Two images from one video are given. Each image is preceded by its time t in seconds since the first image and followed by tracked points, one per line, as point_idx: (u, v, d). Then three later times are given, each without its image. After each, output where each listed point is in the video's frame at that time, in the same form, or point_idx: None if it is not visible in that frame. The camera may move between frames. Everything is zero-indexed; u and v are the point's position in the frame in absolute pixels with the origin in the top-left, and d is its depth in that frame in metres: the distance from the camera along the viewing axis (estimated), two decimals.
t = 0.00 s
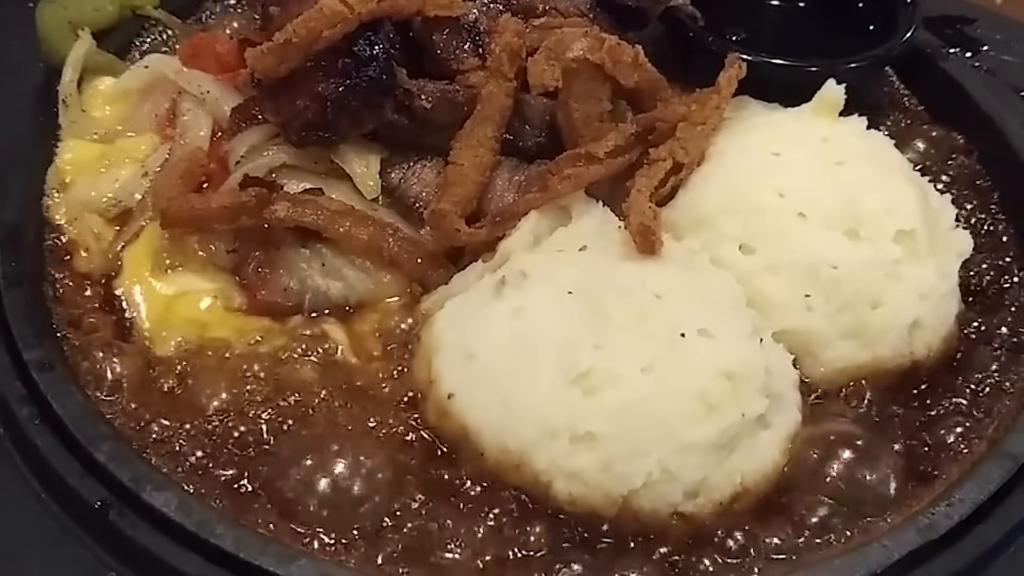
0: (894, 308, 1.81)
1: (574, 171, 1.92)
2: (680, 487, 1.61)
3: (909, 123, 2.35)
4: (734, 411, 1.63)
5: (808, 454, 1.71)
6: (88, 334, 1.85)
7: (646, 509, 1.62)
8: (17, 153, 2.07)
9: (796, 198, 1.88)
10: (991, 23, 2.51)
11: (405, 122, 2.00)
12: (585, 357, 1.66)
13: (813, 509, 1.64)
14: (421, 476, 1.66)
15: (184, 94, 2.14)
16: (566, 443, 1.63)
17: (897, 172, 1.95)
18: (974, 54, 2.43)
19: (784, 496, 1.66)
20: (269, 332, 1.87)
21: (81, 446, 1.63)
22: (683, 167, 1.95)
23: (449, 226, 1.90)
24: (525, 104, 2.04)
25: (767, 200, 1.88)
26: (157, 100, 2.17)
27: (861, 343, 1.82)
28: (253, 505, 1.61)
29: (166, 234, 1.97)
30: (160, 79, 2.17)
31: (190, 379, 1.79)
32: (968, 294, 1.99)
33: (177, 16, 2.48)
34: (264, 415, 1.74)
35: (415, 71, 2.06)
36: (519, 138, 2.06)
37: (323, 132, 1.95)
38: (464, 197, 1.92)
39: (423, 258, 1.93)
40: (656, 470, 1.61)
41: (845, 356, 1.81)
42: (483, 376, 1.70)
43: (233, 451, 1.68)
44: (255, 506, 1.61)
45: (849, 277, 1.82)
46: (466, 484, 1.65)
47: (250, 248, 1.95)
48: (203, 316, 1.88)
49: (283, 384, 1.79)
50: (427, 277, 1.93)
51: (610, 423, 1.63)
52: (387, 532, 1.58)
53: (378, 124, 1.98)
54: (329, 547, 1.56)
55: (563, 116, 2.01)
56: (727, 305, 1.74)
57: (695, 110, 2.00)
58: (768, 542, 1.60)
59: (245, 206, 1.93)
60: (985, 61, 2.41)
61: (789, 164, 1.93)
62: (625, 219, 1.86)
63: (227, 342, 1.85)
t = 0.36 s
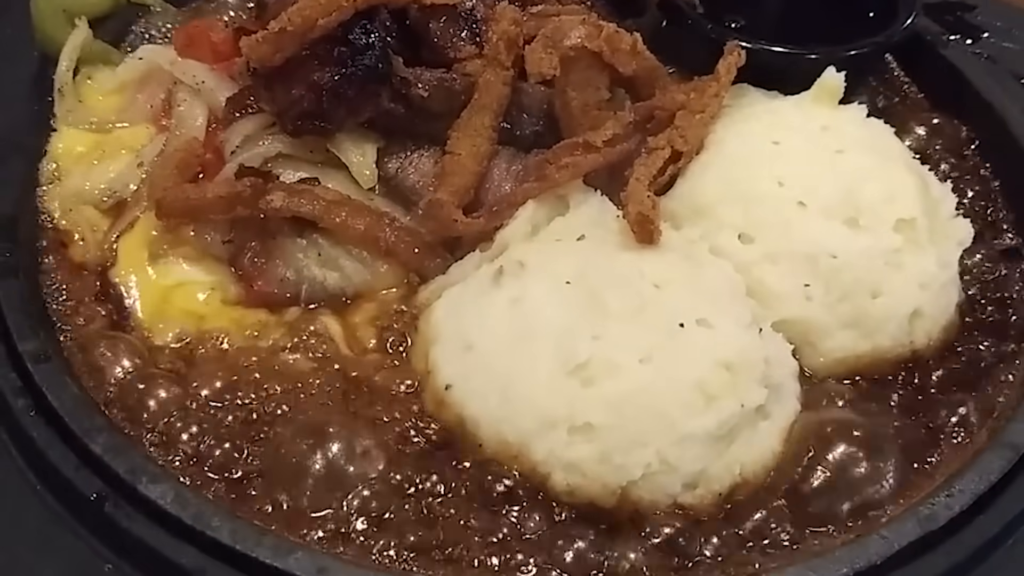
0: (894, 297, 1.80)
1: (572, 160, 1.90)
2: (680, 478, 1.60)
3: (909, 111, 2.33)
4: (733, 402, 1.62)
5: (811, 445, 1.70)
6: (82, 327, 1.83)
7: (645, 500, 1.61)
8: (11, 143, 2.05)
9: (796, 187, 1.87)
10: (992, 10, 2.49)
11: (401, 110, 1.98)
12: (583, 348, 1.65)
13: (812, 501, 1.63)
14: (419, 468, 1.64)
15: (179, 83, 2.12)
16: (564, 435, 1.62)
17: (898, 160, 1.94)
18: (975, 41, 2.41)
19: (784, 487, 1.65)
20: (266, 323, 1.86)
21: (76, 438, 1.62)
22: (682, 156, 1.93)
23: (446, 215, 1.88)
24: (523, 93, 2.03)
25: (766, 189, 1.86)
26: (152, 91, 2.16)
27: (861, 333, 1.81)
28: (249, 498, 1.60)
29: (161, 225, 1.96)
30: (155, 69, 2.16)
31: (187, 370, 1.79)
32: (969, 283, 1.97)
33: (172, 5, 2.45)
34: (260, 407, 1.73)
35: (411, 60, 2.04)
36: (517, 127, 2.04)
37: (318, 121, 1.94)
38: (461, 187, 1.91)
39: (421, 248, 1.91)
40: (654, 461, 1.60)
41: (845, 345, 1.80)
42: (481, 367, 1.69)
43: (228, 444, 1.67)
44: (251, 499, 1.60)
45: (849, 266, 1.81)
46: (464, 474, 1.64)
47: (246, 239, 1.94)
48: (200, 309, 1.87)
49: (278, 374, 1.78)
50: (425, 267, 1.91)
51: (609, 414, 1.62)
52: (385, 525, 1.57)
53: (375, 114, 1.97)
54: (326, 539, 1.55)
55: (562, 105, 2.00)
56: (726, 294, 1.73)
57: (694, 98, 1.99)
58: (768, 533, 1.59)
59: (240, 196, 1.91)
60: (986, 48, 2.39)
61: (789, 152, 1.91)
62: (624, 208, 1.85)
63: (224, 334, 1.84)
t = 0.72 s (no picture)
0: (897, 288, 1.79)
1: (572, 151, 1.89)
2: (681, 471, 1.59)
3: (911, 101, 2.32)
4: (735, 394, 1.62)
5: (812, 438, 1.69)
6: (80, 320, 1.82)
7: (646, 493, 1.60)
8: (10, 138, 2.04)
9: (798, 178, 1.85)
10: None
11: (400, 101, 1.97)
12: (584, 341, 1.64)
13: (814, 495, 1.62)
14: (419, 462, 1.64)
15: (177, 74, 2.11)
16: (565, 428, 1.61)
17: (900, 151, 1.93)
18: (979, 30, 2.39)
19: (786, 479, 1.64)
20: (264, 315, 1.85)
21: (74, 431, 1.61)
22: (683, 147, 1.92)
23: (445, 207, 1.87)
24: (523, 84, 2.01)
25: (768, 180, 1.85)
26: (150, 81, 2.14)
27: (863, 325, 1.80)
28: (248, 492, 1.59)
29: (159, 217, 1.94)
30: (153, 59, 2.14)
31: (186, 362, 1.77)
32: (972, 275, 1.96)
33: None
34: (259, 399, 1.72)
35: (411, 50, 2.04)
36: (517, 118, 2.03)
37: (318, 113, 1.93)
38: (460, 178, 1.90)
39: (420, 240, 1.90)
40: (656, 453, 1.59)
41: (847, 337, 1.79)
42: (481, 360, 1.68)
43: (227, 437, 1.66)
44: (250, 492, 1.59)
45: (851, 257, 1.79)
46: (464, 467, 1.63)
47: (244, 231, 1.93)
48: (201, 302, 1.85)
49: (277, 366, 1.77)
50: (424, 259, 1.90)
51: (609, 407, 1.61)
52: (385, 518, 1.57)
53: (374, 105, 1.95)
54: (326, 532, 1.54)
55: (562, 96, 1.98)
56: (728, 285, 1.72)
57: (694, 89, 1.98)
58: (771, 526, 1.58)
59: (239, 187, 1.89)
60: (987, 38, 2.36)
61: (791, 142, 1.90)
62: (625, 199, 1.83)
63: (223, 327, 1.83)
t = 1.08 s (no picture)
0: (898, 284, 1.78)
1: (572, 147, 1.88)
2: (682, 468, 1.59)
3: (913, 96, 2.31)
4: (737, 391, 1.61)
5: (812, 434, 1.69)
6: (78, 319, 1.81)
7: (647, 491, 1.60)
8: (8, 136, 2.03)
9: (799, 173, 1.84)
10: None
11: (399, 97, 1.96)
12: (584, 337, 1.64)
13: (816, 491, 1.61)
14: (419, 460, 1.63)
15: (175, 71, 2.10)
16: (565, 425, 1.60)
17: (902, 146, 1.92)
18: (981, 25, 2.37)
19: (788, 476, 1.63)
20: (263, 312, 1.84)
21: (72, 430, 1.60)
22: (683, 142, 1.91)
23: (445, 204, 1.86)
24: (522, 80, 2.00)
25: (768, 175, 1.84)
26: (148, 78, 2.13)
27: (865, 321, 1.79)
28: (247, 490, 1.58)
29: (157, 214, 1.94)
30: (151, 57, 2.13)
31: (184, 359, 1.77)
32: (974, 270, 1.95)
33: None
34: (258, 397, 1.71)
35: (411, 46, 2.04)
36: (517, 114, 2.02)
37: (317, 109, 1.92)
38: (459, 175, 1.89)
39: (420, 236, 1.89)
40: (657, 450, 1.58)
41: (849, 333, 1.78)
42: (481, 357, 1.67)
43: (226, 435, 1.65)
44: (249, 490, 1.58)
45: (853, 252, 1.78)
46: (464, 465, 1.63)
47: (242, 228, 1.92)
48: (198, 300, 1.84)
49: (277, 364, 1.76)
50: (424, 256, 1.89)
51: (610, 404, 1.60)
52: (384, 516, 1.56)
53: (374, 102, 1.94)
54: (325, 531, 1.53)
55: (561, 92, 1.98)
56: (729, 281, 1.71)
57: (695, 84, 1.96)
58: (772, 524, 1.57)
59: (237, 184, 1.88)
60: (989, 32, 2.35)
61: (791, 137, 1.89)
62: (625, 195, 1.82)
63: (222, 325, 1.82)
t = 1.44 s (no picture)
0: (900, 279, 1.77)
1: (572, 143, 1.87)
2: (684, 463, 1.57)
3: (913, 92, 2.31)
4: (738, 386, 1.60)
5: (815, 430, 1.68)
6: (76, 318, 1.80)
7: (649, 487, 1.58)
8: (5, 135, 2.02)
9: (799, 168, 1.83)
10: None
11: (400, 95, 1.97)
12: (585, 333, 1.62)
13: (819, 487, 1.61)
14: (420, 457, 1.62)
15: (173, 70, 2.09)
16: (566, 421, 1.59)
17: (903, 141, 1.91)
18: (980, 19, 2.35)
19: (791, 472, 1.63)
20: (262, 310, 1.83)
21: (71, 429, 1.59)
22: (683, 138, 1.90)
23: (444, 201, 1.86)
24: (522, 76, 2.00)
25: (769, 170, 1.83)
26: (146, 76, 2.12)
27: (867, 316, 1.78)
28: (247, 489, 1.57)
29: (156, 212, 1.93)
30: (149, 55, 2.12)
31: (182, 358, 1.75)
32: (976, 265, 1.95)
33: None
34: (257, 395, 1.70)
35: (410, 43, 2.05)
36: (516, 110, 2.01)
37: (316, 106, 1.91)
38: (458, 172, 1.88)
39: (419, 233, 1.88)
40: (659, 446, 1.57)
41: (851, 329, 1.77)
42: (482, 353, 1.66)
43: (226, 433, 1.64)
44: (250, 489, 1.57)
45: (854, 247, 1.77)
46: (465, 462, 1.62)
47: (241, 226, 1.91)
48: (196, 297, 1.83)
49: (275, 363, 1.75)
50: (424, 253, 1.88)
51: (611, 399, 1.59)
52: (385, 514, 1.55)
53: (373, 99, 1.94)
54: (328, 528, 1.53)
55: (561, 87, 1.97)
56: (730, 276, 1.70)
57: (695, 79, 1.96)
58: (775, 517, 1.58)
59: (236, 181, 1.88)
60: (988, 28, 2.33)
61: (792, 132, 1.88)
62: (625, 191, 1.82)
63: (220, 323, 1.81)
